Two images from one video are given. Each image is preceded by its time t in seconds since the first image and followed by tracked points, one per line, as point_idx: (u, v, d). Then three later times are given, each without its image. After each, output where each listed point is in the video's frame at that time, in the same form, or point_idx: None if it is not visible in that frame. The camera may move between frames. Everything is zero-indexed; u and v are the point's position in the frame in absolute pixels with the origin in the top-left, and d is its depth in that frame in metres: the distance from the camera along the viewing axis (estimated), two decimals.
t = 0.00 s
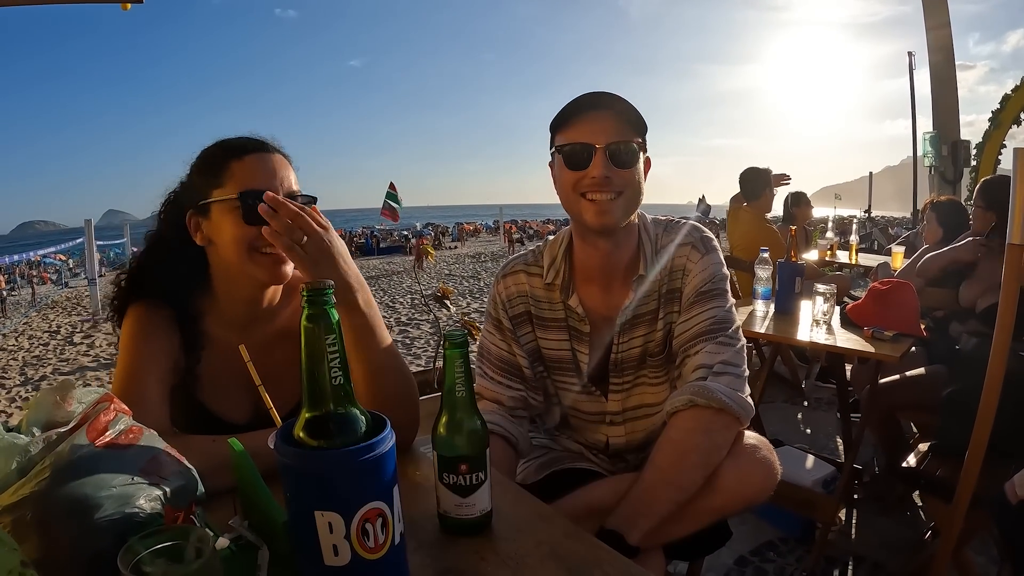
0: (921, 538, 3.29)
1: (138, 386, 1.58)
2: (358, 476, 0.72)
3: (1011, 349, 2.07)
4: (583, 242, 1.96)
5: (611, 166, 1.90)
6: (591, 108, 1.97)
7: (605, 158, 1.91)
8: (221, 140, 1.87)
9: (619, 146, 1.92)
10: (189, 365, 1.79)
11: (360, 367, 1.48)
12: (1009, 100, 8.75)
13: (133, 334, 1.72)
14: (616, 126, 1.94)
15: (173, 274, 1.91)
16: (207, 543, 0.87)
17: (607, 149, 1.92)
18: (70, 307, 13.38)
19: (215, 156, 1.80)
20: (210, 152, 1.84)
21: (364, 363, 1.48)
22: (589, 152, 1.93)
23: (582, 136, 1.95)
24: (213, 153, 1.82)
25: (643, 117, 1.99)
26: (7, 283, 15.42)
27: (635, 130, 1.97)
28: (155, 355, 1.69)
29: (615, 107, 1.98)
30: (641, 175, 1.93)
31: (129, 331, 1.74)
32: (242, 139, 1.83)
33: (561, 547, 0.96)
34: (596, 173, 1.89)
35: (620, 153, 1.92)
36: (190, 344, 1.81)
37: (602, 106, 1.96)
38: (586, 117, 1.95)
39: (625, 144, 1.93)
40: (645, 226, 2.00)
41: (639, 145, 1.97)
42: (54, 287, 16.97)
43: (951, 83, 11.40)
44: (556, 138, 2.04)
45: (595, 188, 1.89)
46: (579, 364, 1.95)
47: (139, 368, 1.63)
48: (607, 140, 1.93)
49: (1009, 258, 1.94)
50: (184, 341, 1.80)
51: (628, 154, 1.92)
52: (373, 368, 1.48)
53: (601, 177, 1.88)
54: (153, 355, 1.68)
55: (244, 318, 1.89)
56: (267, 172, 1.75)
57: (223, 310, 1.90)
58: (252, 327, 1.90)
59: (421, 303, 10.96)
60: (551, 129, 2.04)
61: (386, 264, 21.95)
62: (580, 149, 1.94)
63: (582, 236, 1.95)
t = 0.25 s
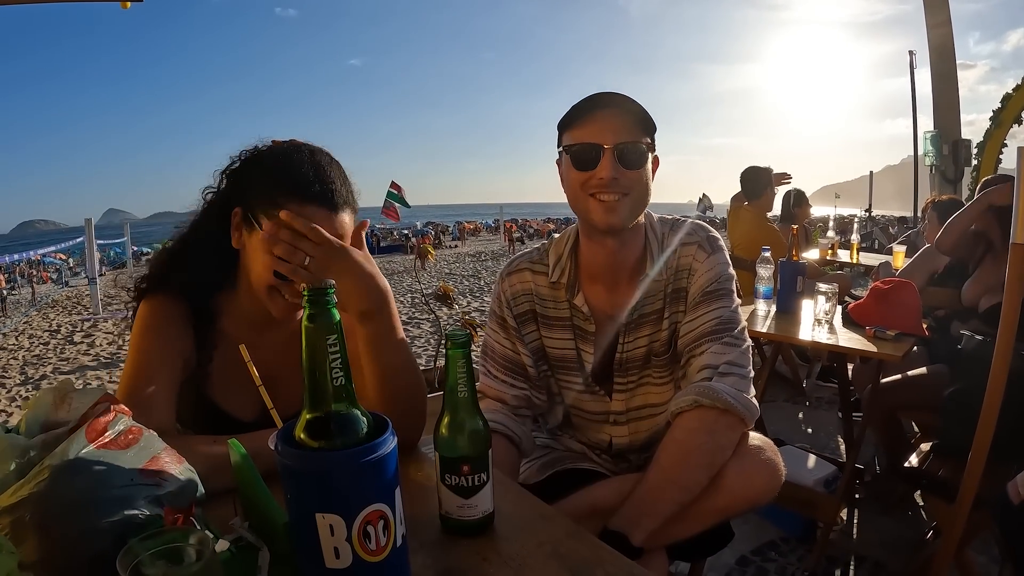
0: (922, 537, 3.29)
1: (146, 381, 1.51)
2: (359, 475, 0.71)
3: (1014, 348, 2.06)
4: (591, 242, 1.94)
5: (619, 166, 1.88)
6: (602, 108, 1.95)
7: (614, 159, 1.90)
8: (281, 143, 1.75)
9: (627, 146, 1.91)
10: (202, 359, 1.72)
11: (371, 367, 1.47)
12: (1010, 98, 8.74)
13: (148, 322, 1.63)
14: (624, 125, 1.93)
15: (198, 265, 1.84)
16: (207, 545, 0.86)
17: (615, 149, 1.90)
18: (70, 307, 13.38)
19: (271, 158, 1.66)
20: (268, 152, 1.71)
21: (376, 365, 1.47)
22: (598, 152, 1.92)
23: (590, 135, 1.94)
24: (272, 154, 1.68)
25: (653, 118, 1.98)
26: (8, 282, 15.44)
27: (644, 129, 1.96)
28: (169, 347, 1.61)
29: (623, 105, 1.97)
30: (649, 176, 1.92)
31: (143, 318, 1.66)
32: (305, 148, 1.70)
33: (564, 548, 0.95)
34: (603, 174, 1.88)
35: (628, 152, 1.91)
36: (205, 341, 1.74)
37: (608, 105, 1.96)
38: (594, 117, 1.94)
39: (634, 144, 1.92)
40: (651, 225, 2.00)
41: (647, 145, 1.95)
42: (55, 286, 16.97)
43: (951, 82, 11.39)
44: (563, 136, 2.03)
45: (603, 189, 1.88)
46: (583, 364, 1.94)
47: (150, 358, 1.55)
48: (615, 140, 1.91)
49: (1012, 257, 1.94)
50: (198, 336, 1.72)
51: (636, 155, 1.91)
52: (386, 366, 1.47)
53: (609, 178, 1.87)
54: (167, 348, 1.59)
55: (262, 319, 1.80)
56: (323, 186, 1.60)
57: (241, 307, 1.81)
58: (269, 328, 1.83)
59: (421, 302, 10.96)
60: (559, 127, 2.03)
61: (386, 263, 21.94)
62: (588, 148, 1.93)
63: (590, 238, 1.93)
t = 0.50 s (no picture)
0: (924, 538, 3.28)
1: (154, 376, 1.48)
2: (359, 477, 0.70)
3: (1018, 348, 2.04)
4: (592, 244, 1.94)
5: (593, 170, 1.90)
6: (571, 116, 1.96)
7: (587, 164, 1.92)
8: (312, 147, 1.76)
9: (602, 147, 1.92)
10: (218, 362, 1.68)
11: (375, 365, 1.46)
12: (1011, 98, 8.72)
13: (160, 317, 1.61)
14: (594, 126, 1.93)
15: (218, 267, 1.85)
16: (204, 548, 0.85)
17: (587, 155, 1.92)
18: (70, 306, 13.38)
19: (300, 159, 1.67)
20: (296, 154, 1.72)
21: (380, 365, 1.45)
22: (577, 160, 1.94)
23: (567, 147, 1.96)
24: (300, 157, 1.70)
25: (624, 111, 1.97)
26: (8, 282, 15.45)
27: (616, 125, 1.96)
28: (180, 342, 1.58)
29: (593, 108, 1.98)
30: (628, 172, 1.92)
31: (156, 312, 1.64)
32: (335, 151, 1.70)
33: (565, 550, 0.94)
34: (580, 183, 1.90)
35: (602, 153, 1.91)
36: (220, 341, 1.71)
37: (576, 111, 1.97)
38: (565, 129, 1.97)
39: (607, 143, 1.92)
40: (657, 223, 1.98)
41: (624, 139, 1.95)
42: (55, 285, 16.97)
43: (952, 81, 11.37)
44: (544, 153, 2.07)
45: (587, 196, 1.89)
46: (588, 363, 1.93)
47: (158, 355, 1.52)
48: (586, 146, 1.93)
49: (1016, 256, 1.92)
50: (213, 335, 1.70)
51: (611, 152, 1.91)
52: (389, 367, 1.46)
53: (587, 184, 1.89)
54: (178, 344, 1.57)
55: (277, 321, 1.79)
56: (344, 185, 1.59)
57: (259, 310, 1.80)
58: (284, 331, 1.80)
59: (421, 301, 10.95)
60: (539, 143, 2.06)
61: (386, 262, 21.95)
62: (565, 159, 1.95)
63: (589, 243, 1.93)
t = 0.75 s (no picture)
0: (927, 538, 3.26)
1: (159, 373, 1.45)
2: (363, 482, 0.68)
3: None
4: (595, 239, 1.92)
5: (605, 159, 1.88)
6: (581, 105, 1.95)
7: (598, 152, 1.89)
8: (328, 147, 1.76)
9: (611, 137, 1.90)
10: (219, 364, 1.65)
11: (377, 363, 1.44)
12: (1013, 96, 8.69)
13: (168, 312, 1.59)
14: (602, 117, 1.93)
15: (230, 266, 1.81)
16: (200, 554, 0.82)
17: (598, 143, 1.90)
18: (71, 304, 13.39)
19: (316, 158, 1.67)
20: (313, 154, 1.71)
21: (383, 362, 1.43)
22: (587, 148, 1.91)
23: (575, 135, 1.94)
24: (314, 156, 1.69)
25: (631, 105, 1.97)
26: (9, 280, 15.48)
27: (624, 116, 1.95)
28: (188, 339, 1.55)
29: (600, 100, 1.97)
30: (637, 163, 1.91)
31: (165, 307, 1.62)
32: (352, 151, 1.70)
33: (571, 554, 0.92)
34: (591, 169, 1.88)
35: (611, 142, 1.90)
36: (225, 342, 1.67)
37: (585, 100, 1.96)
38: (574, 117, 1.95)
39: (615, 133, 1.90)
40: (660, 221, 1.96)
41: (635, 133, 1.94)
42: (55, 284, 16.95)
43: (954, 80, 11.34)
44: (550, 143, 2.04)
45: (596, 184, 1.88)
46: (591, 362, 1.91)
47: (165, 351, 1.50)
48: (595, 134, 1.91)
49: None
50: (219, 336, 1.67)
51: (620, 143, 1.90)
52: (392, 365, 1.44)
53: (597, 172, 1.87)
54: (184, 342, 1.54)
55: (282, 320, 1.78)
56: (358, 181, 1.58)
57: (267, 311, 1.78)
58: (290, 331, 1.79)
59: (422, 300, 10.91)
60: (545, 134, 2.04)
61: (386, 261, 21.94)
62: (575, 146, 1.92)
63: (595, 236, 1.91)
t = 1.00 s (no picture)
0: (930, 538, 3.24)
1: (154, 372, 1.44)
2: (357, 488, 0.66)
3: None
4: (598, 237, 1.89)
5: (613, 159, 1.85)
6: (591, 103, 1.91)
7: (606, 152, 1.86)
8: (325, 144, 1.74)
9: (620, 137, 1.87)
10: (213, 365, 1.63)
11: (375, 364, 1.41)
12: (1015, 95, 8.66)
13: (161, 313, 1.57)
14: (611, 116, 1.89)
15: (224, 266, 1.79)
16: (192, 563, 0.79)
17: (607, 143, 1.87)
18: (71, 303, 13.38)
19: (311, 157, 1.64)
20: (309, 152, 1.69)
21: (380, 362, 1.41)
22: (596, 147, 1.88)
23: (584, 133, 1.90)
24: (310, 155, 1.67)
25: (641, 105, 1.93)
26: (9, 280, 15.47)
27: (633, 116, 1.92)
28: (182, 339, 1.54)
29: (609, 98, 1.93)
30: (646, 164, 1.87)
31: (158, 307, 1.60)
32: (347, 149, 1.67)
33: (572, 559, 0.90)
34: (598, 169, 1.84)
35: (620, 142, 1.86)
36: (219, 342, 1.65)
37: (593, 98, 1.92)
38: (584, 115, 1.91)
39: (624, 133, 1.87)
40: (662, 220, 1.94)
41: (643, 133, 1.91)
42: (55, 284, 16.94)
43: (955, 78, 11.32)
44: (556, 139, 2.00)
45: (602, 184, 1.84)
46: (591, 362, 1.89)
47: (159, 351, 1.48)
48: (604, 134, 1.88)
49: None
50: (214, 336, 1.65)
51: (629, 144, 1.87)
52: (389, 365, 1.41)
53: (605, 173, 1.83)
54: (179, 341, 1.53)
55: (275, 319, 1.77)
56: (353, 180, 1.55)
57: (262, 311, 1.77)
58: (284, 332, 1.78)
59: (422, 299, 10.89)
60: (551, 129, 2.00)
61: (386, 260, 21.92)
62: (582, 145, 1.89)
63: (596, 234, 1.89)
